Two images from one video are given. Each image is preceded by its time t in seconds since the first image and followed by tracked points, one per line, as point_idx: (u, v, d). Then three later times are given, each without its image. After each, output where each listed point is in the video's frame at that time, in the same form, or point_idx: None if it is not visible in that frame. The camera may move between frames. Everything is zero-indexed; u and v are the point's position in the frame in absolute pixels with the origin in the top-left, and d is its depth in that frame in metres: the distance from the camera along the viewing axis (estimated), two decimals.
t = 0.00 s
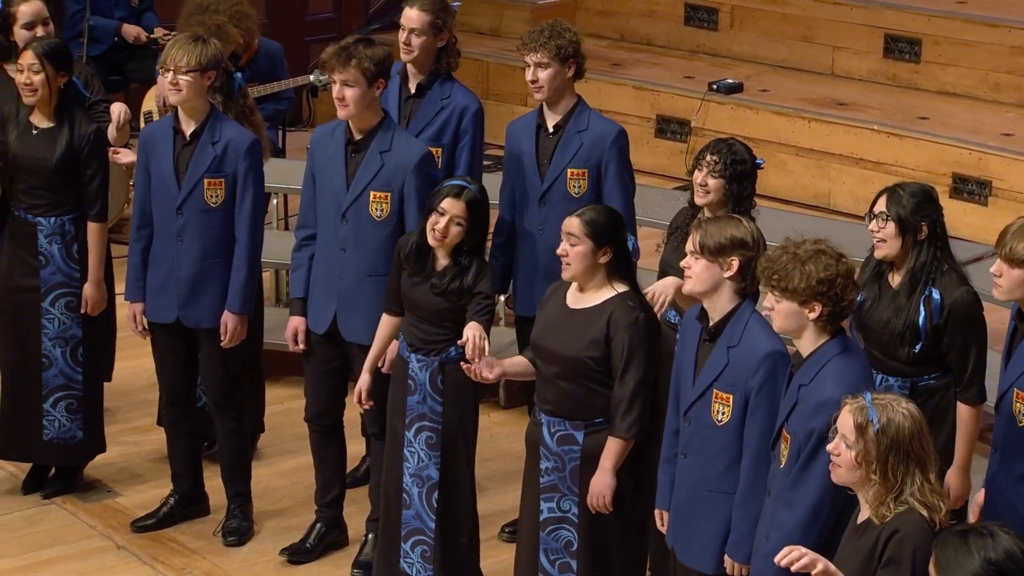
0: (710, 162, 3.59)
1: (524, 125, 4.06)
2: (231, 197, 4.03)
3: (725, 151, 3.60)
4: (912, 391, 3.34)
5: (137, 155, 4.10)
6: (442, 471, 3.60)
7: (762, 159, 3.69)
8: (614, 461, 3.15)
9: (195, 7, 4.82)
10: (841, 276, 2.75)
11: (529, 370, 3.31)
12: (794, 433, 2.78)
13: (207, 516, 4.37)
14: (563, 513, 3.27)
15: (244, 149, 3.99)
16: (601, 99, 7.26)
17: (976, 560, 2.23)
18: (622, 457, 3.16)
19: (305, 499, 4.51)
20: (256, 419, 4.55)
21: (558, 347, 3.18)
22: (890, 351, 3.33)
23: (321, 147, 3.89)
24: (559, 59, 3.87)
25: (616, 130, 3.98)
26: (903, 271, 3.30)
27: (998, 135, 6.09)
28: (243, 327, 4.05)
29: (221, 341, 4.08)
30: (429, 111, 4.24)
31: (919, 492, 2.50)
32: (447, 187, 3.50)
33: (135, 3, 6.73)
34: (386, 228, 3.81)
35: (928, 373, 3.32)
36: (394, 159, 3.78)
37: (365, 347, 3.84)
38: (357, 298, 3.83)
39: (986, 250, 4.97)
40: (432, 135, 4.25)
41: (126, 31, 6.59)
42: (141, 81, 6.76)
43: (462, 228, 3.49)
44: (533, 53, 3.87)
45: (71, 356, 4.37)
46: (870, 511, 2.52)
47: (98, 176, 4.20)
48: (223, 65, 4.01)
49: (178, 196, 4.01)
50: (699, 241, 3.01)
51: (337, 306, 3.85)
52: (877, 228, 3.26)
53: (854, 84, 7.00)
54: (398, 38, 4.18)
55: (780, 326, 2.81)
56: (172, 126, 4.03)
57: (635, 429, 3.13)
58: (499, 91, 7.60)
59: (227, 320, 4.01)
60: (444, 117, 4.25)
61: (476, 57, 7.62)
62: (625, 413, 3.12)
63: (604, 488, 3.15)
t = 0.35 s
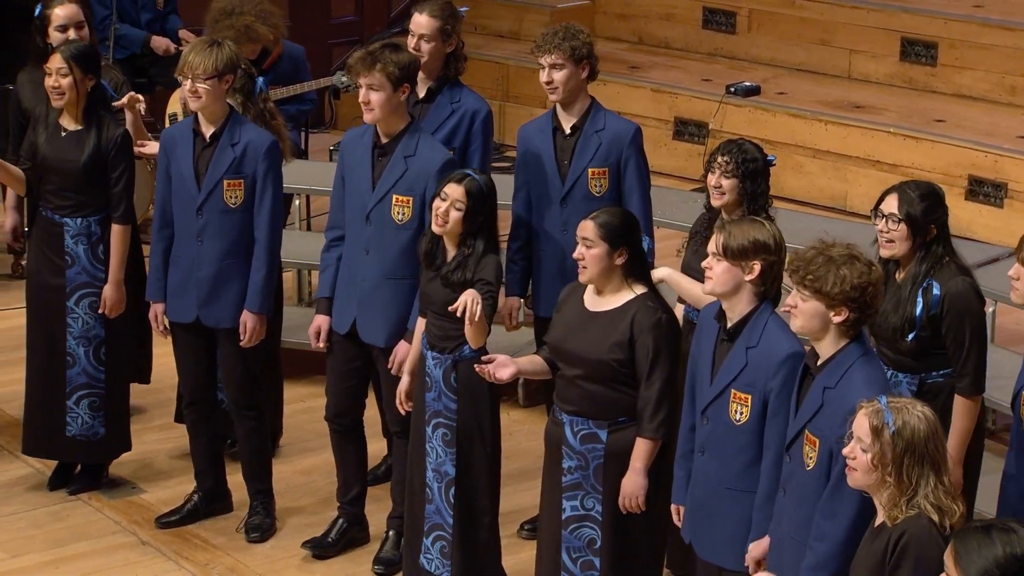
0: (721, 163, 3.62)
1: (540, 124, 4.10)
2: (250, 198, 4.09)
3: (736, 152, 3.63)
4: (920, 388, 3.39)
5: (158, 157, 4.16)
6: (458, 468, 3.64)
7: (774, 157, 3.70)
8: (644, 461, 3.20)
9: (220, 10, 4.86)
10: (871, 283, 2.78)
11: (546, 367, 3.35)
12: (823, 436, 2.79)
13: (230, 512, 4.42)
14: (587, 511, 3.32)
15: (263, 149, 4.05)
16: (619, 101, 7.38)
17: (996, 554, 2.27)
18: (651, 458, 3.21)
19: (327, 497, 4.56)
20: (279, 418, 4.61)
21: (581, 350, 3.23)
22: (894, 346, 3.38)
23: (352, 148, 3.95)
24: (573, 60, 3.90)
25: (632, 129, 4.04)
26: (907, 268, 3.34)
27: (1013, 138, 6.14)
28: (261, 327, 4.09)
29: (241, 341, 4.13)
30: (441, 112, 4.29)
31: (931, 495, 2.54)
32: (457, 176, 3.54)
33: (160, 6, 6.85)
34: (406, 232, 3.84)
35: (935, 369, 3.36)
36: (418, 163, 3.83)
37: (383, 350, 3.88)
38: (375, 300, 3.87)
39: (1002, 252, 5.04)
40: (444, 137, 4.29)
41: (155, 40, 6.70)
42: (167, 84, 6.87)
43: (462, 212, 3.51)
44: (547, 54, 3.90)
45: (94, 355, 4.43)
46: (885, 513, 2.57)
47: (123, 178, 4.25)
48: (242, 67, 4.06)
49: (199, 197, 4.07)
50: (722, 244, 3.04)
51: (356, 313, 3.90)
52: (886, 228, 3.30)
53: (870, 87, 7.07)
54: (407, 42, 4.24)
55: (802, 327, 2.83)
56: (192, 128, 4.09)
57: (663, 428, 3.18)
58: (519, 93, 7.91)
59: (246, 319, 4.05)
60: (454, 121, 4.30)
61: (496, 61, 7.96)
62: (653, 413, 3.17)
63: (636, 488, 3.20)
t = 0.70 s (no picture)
0: (738, 168, 3.66)
1: (557, 126, 4.16)
2: (277, 199, 4.14)
3: (752, 155, 3.67)
4: (934, 388, 3.43)
5: (186, 157, 4.22)
6: (481, 468, 3.67)
7: (790, 158, 3.75)
8: (669, 463, 3.26)
9: (246, 12, 4.94)
10: (888, 282, 2.79)
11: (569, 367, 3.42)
12: (856, 439, 2.79)
13: (252, 509, 4.48)
14: (613, 511, 3.36)
15: (290, 152, 4.11)
16: (637, 104, 7.44)
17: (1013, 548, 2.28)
18: (676, 459, 3.26)
19: (347, 494, 4.62)
20: (300, 416, 4.68)
21: (605, 352, 3.27)
22: (902, 347, 3.42)
23: (368, 150, 4.00)
24: (589, 63, 3.96)
25: (645, 130, 4.09)
26: (917, 268, 3.39)
27: None
28: (287, 326, 4.15)
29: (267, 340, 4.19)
30: (449, 115, 4.36)
31: (944, 500, 2.56)
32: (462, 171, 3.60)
33: (185, 9, 6.98)
34: (426, 233, 3.89)
35: (948, 368, 3.40)
36: (439, 165, 3.88)
37: (400, 349, 3.94)
38: (393, 299, 3.92)
39: (1016, 254, 5.09)
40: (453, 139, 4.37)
41: (177, 32, 6.81)
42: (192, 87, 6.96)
43: (465, 204, 3.55)
44: (565, 57, 3.95)
45: (121, 353, 4.50)
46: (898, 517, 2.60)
47: (150, 178, 4.32)
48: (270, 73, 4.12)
49: (226, 198, 4.13)
50: (744, 248, 3.07)
51: (375, 311, 3.95)
52: (895, 230, 3.34)
53: (887, 90, 7.12)
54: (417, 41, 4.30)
55: (824, 335, 2.85)
56: (220, 129, 4.15)
57: (687, 430, 3.23)
58: (538, 96, 7.98)
59: (273, 318, 4.11)
60: (462, 122, 4.37)
61: (516, 63, 8.03)
62: (677, 416, 3.22)
63: (663, 490, 3.26)
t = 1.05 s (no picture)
0: (757, 173, 3.72)
1: (570, 129, 4.21)
2: (307, 201, 4.21)
3: (771, 160, 3.72)
4: (956, 388, 3.49)
5: (215, 159, 4.29)
6: (505, 468, 3.73)
7: (808, 161, 3.80)
8: (685, 467, 3.27)
9: (268, 16, 5.04)
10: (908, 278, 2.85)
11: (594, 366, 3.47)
12: (878, 436, 2.83)
13: (273, 506, 4.55)
14: (631, 513, 3.40)
15: (318, 155, 4.17)
16: (655, 107, 7.51)
17: None
18: (692, 463, 3.28)
19: (367, 492, 4.68)
20: (321, 415, 4.75)
21: (628, 353, 3.30)
22: (921, 348, 3.49)
23: (379, 150, 4.06)
24: (606, 64, 4.02)
25: (659, 130, 4.16)
26: (930, 272, 3.44)
27: None
28: (313, 327, 4.21)
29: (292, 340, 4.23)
30: (462, 118, 4.42)
31: (950, 505, 2.58)
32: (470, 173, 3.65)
33: (209, 12, 7.05)
34: (443, 230, 3.96)
35: (970, 368, 3.47)
36: (453, 163, 3.95)
37: (423, 343, 3.98)
38: (412, 297, 3.98)
39: None
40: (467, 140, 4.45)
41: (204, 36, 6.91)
42: (215, 91, 7.04)
43: (474, 202, 3.60)
44: (582, 59, 4.00)
45: (147, 351, 4.56)
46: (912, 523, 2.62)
47: (176, 179, 4.39)
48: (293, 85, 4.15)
49: (254, 200, 4.19)
50: (762, 254, 3.10)
51: (394, 306, 4.00)
52: (909, 234, 3.38)
53: (902, 93, 7.17)
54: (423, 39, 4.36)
55: (839, 324, 2.88)
56: (249, 132, 4.21)
57: (705, 434, 3.25)
58: (556, 99, 8.05)
59: (298, 320, 4.17)
60: (474, 122, 4.44)
61: (534, 67, 8.09)
62: (695, 420, 3.25)
63: (678, 493, 3.28)
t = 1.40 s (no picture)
0: (779, 182, 3.76)
1: (583, 132, 4.27)
2: (327, 205, 4.27)
3: (792, 168, 3.77)
4: (978, 390, 3.57)
5: (241, 161, 4.36)
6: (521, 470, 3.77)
7: (829, 168, 3.85)
8: (700, 471, 3.31)
9: (288, 20, 5.09)
10: (908, 271, 2.91)
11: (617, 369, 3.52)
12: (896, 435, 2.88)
13: (293, 504, 4.61)
14: (645, 513, 3.45)
15: (342, 158, 4.23)
16: (672, 110, 7.56)
17: None
18: (706, 468, 3.31)
19: (385, 490, 4.74)
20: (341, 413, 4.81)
21: (647, 356, 3.35)
22: (952, 355, 3.59)
23: (386, 151, 4.11)
24: (618, 67, 4.07)
25: (669, 134, 4.20)
26: (959, 277, 3.56)
27: None
28: (333, 329, 4.24)
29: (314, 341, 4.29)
30: (472, 121, 4.52)
31: (959, 508, 2.61)
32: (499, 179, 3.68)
33: (231, 17, 7.15)
34: (454, 230, 4.01)
35: (992, 372, 3.57)
36: (464, 164, 4.00)
37: (435, 342, 4.03)
38: (424, 296, 4.03)
39: None
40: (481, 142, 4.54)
41: (225, 41, 6.96)
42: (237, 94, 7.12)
43: (498, 208, 3.64)
44: (594, 62, 4.06)
45: (167, 354, 4.61)
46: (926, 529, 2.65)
47: (197, 189, 4.45)
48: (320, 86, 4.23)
49: (278, 203, 4.26)
50: (777, 264, 3.16)
51: (407, 302, 4.04)
52: (935, 240, 3.50)
53: (915, 97, 7.21)
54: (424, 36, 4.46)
55: (845, 323, 2.95)
56: (274, 136, 4.28)
57: (719, 439, 3.29)
58: (573, 102, 8.11)
59: (319, 321, 4.20)
60: (485, 124, 4.54)
61: (552, 70, 8.16)
62: (710, 425, 3.28)
63: (692, 497, 3.32)
